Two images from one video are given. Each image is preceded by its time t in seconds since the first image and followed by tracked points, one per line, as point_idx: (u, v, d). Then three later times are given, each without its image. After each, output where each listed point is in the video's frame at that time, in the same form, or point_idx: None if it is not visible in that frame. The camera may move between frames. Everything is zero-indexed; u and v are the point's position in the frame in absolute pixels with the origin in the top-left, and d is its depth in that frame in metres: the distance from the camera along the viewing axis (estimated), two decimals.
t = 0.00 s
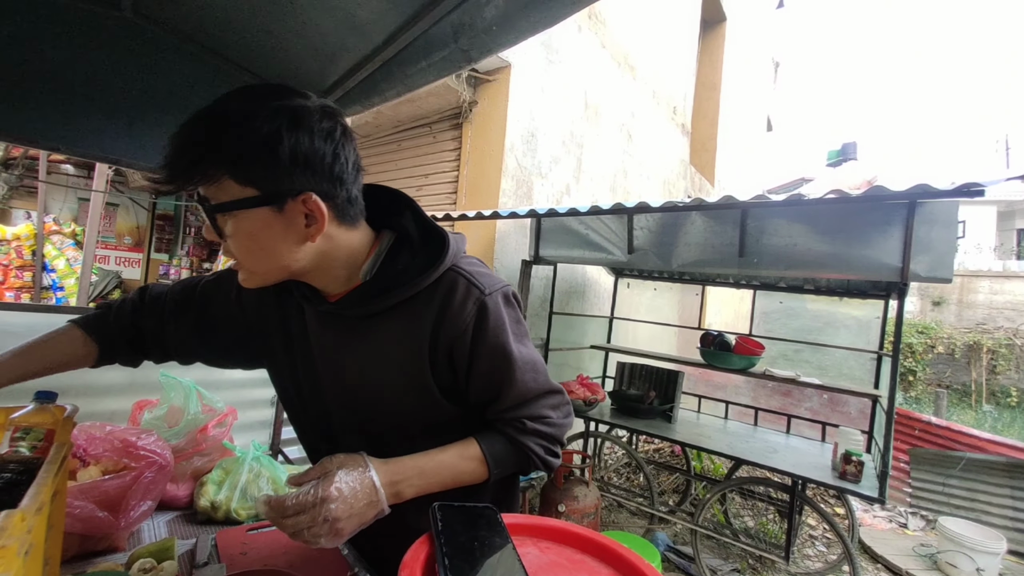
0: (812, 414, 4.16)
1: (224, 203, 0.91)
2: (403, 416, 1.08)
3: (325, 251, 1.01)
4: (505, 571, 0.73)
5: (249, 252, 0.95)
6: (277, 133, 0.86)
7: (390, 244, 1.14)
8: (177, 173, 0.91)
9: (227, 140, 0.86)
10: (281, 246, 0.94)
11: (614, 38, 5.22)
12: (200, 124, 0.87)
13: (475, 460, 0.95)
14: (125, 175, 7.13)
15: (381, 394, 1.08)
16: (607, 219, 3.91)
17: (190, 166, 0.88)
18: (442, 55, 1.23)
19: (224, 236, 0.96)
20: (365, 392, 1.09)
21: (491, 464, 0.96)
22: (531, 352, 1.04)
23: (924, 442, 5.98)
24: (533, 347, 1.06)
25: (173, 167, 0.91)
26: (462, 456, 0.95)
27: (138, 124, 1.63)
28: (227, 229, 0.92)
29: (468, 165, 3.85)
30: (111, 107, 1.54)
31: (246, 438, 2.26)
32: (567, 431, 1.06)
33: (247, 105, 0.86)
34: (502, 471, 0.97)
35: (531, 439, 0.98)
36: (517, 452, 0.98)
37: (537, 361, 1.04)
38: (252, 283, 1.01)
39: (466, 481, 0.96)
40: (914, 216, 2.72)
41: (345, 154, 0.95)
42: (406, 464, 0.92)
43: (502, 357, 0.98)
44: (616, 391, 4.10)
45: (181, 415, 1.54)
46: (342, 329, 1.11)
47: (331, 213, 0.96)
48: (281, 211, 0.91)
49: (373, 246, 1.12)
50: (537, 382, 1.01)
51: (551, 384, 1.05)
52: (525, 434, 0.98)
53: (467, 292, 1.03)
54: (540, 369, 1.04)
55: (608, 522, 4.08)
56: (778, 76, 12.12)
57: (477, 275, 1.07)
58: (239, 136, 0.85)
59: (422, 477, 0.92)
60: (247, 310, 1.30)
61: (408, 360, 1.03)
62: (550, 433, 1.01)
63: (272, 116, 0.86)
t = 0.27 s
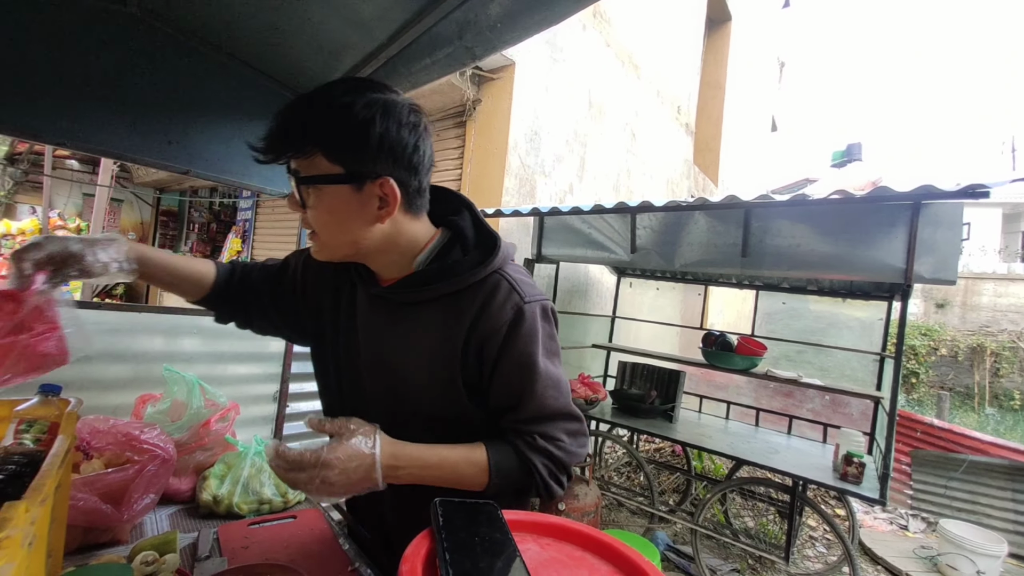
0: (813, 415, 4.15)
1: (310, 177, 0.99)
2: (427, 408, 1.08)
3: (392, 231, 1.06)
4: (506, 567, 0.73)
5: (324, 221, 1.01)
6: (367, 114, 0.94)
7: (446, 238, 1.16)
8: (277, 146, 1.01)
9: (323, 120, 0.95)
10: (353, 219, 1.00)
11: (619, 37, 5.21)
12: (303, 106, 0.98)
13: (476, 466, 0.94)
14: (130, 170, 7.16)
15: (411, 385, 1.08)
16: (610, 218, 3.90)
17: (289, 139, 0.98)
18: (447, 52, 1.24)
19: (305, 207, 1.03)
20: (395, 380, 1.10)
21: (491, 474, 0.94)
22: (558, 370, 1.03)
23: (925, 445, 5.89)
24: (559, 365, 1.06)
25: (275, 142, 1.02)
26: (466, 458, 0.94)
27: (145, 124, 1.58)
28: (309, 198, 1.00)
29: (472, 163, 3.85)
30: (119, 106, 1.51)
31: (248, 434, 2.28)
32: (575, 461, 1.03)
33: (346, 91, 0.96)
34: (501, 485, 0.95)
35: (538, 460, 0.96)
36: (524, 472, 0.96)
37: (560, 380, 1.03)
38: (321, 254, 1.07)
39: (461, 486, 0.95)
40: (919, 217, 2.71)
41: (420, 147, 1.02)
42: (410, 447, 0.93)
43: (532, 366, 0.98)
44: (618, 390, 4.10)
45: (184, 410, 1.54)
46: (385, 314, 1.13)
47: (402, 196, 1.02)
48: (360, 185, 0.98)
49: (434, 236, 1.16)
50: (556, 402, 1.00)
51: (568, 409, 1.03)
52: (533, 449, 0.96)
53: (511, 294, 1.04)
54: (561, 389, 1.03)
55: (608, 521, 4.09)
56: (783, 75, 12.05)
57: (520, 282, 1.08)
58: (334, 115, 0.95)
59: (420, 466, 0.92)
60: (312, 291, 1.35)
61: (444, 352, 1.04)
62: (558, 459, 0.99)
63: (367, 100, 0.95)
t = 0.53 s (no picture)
0: (812, 414, 4.16)
1: (379, 195, 1.10)
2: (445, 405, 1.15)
3: (453, 237, 1.16)
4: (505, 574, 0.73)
5: (393, 234, 1.12)
6: (423, 131, 1.03)
7: (501, 251, 1.26)
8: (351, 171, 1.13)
9: (387, 142, 1.05)
10: (418, 229, 1.10)
11: (613, 39, 5.24)
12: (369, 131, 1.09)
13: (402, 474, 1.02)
14: (125, 178, 7.16)
15: (439, 379, 1.17)
16: (605, 220, 3.86)
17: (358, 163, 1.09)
18: (441, 58, 1.23)
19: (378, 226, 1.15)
20: (426, 375, 1.19)
21: (407, 488, 1.01)
22: (541, 405, 1.02)
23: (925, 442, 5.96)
24: (543, 404, 1.02)
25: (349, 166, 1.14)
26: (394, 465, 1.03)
27: (140, 132, 1.56)
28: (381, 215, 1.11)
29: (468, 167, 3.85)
30: (113, 112, 1.50)
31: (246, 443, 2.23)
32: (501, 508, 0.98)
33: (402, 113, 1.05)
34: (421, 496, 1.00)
35: (459, 483, 0.95)
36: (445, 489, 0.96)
37: (529, 417, 0.99)
38: (397, 266, 1.20)
39: (383, 490, 1.02)
40: (914, 215, 2.72)
41: (469, 152, 1.09)
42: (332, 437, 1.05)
43: (516, 382, 0.99)
44: (617, 392, 4.10)
45: (181, 419, 1.53)
46: (435, 315, 1.26)
47: (459, 203, 1.10)
48: (420, 198, 1.07)
49: (493, 248, 1.27)
50: (512, 438, 0.97)
51: (518, 452, 0.98)
52: (459, 478, 0.96)
53: (535, 312, 1.11)
54: (528, 427, 0.99)
55: (609, 524, 4.08)
56: (777, 75, 12.11)
57: (547, 306, 1.14)
58: (396, 138, 1.04)
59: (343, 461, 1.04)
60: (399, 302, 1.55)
61: (473, 350, 1.13)
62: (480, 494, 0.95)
63: (422, 118, 1.04)
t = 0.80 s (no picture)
0: (814, 416, 4.15)
1: (396, 221, 1.16)
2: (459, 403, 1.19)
3: (468, 247, 1.21)
4: (507, 572, 0.73)
5: (414, 254, 1.18)
6: (430, 158, 1.09)
7: (508, 259, 1.29)
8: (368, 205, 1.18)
9: (399, 174, 1.10)
10: (437, 245, 1.16)
11: (616, 40, 5.24)
12: (379, 164, 1.14)
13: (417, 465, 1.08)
14: (128, 176, 7.19)
15: (452, 380, 1.21)
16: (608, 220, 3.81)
17: (373, 197, 1.14)
18: (444, 58, 1.23)
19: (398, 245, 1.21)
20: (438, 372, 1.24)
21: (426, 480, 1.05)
22: (544, 398, 1.04)
23: (925, 445, 5.87)
24: (551, 398, 1.06)
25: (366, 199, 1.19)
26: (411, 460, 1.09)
27: (144, 130, 1.57)
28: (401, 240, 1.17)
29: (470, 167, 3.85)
30: (116, 110, 1.51)
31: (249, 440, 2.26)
32: (509, 495, 1.01)
33: (408, 142, 1.09)
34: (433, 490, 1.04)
35: (467, 470, 1.00)
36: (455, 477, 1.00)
37: (536, 408, 1.03)
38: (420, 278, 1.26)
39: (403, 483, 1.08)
40: (917, 217, 2.70)
41: (470, 167, 1.14)
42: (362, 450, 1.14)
43: (524, 373, 1.04)
44: (618, 392, 4.09)
45: (184, 416, 1.52)
46: (446, 320, 1.29)
47: (470, 215, 1.16)
48: (435, 217, 1.12)
49: (503, 255, 1.31)
50: (518, 425, 1.01)
51: (526, 440, 1.02)
52: (468, 464, 1.00)
53: (538, 313, 1.14)
54: (536, 416, 1.03)
55: (609, 525, 4.08)
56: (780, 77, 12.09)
57: (550, 307, 1.17)
58: (407, 169, 1.09)
59: (373, 464, 1.12)
60: (409, 313, 1.57)
61: (481, 349, 1.17)
62: (488, 480, 0.99)
63: (427, 145, 1.09)
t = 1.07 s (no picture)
0: (815, 416, 4.14)
1: (390, 241, 1.24)
2: (452, 394, 1.29)
3: (454, 255, 1.32)
4: (508, 572, 0.73)
5: (408, 268, 1.27)
6: (418, 183, 1.18)
7: (486, 261, 1.38)
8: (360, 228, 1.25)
9: (390, 200, 1.18)
10: (429, 258, 1.26)
11: (618, 39, 5.23)
12: (367, 191, 1.21)
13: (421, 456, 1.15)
14: (131, 176, 7.20)
15: (445, 374, 1.30)
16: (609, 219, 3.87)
17: (366, 221, 1.21)
18: (446, 58, 1.23)
19: (391, 260, 1.29)
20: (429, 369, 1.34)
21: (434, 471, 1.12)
22: (525, 377, 1.16)
23: (928, 445, 5.90)
24: (532, 377, 1.18)
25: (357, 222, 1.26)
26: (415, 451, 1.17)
27: (146, 130, 1.57)
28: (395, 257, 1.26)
29: (471, 166, 3.85)
30: (119, 110, 1.51)
31: (249, 440, 2.25)
32: (504, 464, 1.13)
33: (395, 169, 1.18)
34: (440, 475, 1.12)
35: (466, 449, 1.10)
36: (455, 457, 1.10)
37: (520, 387, 1.15)
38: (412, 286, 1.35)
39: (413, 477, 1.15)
40: (919, 217, 2.70)
41: (450, 184, 1.25)
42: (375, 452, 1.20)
43: (506, 359, 1.16)
44: (619, 392, 4.09)
45: (185, 415, 1.53)
46: (436, 320, 1.38)
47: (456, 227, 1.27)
48: (426, 233, 1.23)
49: (479, 257, 1.40)
50: (505, 403, 1.12)
51: (514, 415, 1.14)
52: (464, 445, 1.10)
53: (514, 304, 1.25)
54: (522, 394, 1.15)
55: (610, 525, 4.09)
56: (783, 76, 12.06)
57: (525, 298, 1.28)
58: (397, 195, 1.18)
59: (382, 460, 1.18)
60: (400, 319, 1.64)
61: (469, 343, 1.26)
62: (485, 453, 1.10)
63: (414, 171, 1.19)
